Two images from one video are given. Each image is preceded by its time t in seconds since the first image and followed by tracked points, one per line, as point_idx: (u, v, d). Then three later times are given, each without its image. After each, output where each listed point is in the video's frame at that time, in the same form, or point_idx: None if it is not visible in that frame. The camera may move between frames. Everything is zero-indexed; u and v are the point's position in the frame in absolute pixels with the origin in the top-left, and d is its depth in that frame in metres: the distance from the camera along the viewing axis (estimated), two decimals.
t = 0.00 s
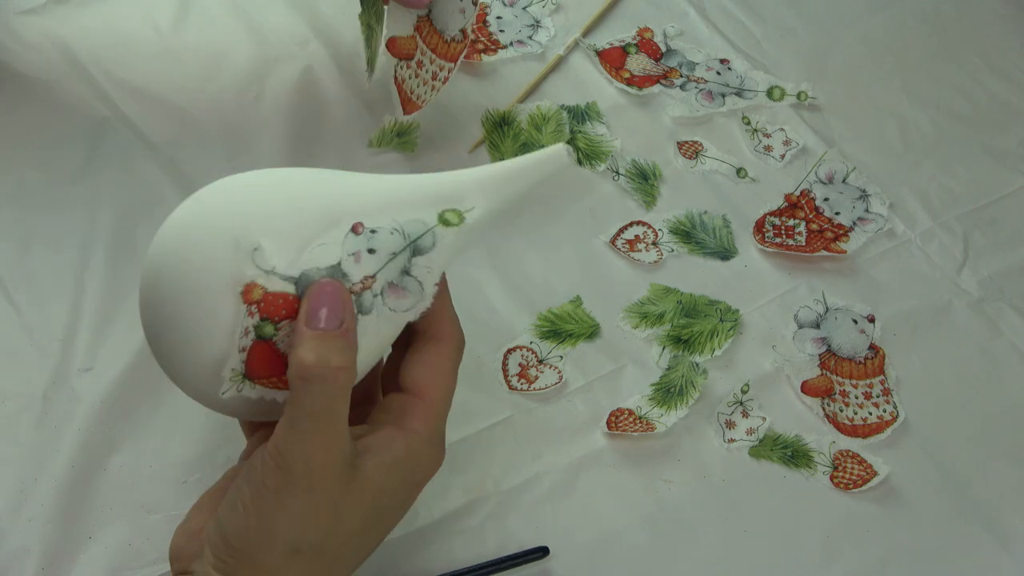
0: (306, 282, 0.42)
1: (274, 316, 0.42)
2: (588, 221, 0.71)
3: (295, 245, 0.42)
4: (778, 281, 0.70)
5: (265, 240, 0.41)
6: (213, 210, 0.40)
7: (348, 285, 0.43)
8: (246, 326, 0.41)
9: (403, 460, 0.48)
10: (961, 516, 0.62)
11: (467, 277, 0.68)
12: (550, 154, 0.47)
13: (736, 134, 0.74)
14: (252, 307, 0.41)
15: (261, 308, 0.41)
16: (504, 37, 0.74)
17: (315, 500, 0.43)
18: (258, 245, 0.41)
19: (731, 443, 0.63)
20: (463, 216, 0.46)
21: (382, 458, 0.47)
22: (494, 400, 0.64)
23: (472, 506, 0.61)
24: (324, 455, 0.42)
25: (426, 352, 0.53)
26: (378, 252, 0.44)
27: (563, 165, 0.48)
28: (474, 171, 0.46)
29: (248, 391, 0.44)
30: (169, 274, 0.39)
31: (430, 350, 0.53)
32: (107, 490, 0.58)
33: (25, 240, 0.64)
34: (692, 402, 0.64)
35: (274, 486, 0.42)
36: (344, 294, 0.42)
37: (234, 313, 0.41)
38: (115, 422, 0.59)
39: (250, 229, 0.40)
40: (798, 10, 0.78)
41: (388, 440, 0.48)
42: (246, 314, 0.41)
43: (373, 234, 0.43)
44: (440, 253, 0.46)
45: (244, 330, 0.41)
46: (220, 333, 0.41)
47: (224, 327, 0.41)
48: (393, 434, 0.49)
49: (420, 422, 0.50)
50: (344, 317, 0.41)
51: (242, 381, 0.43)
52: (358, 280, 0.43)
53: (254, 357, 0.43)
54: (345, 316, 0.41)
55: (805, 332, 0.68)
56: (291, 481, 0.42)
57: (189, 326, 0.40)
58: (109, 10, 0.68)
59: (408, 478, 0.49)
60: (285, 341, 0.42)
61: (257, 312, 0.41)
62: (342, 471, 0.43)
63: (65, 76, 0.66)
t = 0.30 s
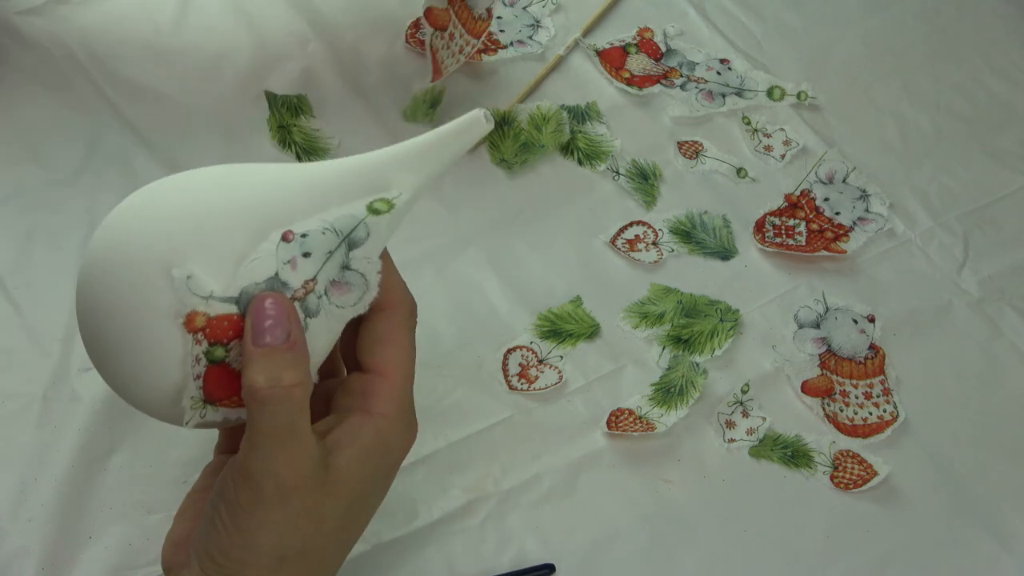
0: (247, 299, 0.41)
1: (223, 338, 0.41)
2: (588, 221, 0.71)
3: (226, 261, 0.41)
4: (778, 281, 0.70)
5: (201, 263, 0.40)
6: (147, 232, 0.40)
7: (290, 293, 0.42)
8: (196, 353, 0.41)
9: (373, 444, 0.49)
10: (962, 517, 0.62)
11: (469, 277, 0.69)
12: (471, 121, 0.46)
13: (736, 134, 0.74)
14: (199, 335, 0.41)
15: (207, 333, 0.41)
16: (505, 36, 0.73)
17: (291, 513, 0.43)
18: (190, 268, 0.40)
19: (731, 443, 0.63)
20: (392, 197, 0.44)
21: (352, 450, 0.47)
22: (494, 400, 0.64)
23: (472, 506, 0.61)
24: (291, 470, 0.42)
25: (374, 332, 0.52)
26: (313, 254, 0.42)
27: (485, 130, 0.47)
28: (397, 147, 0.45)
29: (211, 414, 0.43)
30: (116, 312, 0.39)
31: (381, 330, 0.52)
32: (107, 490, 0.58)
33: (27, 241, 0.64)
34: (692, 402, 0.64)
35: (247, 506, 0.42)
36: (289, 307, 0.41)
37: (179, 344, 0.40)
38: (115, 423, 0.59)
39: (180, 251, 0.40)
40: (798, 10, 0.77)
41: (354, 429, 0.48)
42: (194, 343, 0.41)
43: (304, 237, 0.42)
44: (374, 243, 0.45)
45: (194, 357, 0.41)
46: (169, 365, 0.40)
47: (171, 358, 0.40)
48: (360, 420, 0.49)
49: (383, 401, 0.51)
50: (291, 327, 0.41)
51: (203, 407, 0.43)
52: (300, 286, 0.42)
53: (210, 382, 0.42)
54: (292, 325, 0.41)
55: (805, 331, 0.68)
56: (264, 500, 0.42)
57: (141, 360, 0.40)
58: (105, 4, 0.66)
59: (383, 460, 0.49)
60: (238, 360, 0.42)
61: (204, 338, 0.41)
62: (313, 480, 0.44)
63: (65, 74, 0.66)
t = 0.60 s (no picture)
0: (207, 308, 0.40)
1: (188, 349, 0.40)
2: (588, 221, 0.71)
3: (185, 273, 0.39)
4: (778, 281, 0.70)
5: (158, 278, 0.39)
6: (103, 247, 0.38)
7: (251, 296, 0.41)
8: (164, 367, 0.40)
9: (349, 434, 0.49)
10: (961, 517, 0.62)
11: (469, 277, 0.69)
12: (410, 105, 0.42)
13: (736, 134, 0.74)
14: (164, 349, 0.40)
15: (173, 346, 0.40)
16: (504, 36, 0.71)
17: (275, 515, 0.44)
18: (147, 282, 0.39)
19: (731, 443, 0.63)
20: (343, 189, 0.43)
21: (329, 443, 0.47)
22: (494, 400, 0.64)
23: (473, 505, 0.61)
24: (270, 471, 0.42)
25: (341, 320, 0.52)
26: (270, 254, 0.41)
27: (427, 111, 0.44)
28: (339, 137, 0.42)
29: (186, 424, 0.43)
30: (81, 331, 0.39)
31: (347, 317, 0.52)
32: (107, 490, 0.58)
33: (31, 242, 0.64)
34: (692, 402, 0.64)
35: (229, 511, 0.42)
36: (252, 309, 0.40)
37: (145, 360, 0.40)
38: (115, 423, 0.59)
39: (138, 267, 0.38)
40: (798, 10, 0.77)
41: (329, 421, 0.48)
42: (159, 356, 0.40)
43: (259, 238, 0.40)
44: (331, 235, 0.43)
45: (162, 371, 0.40)
46: (137, 380, 0.40)
47: (139, 373, 0.40)
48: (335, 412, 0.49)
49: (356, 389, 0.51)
50: (255, 331, 0.39)
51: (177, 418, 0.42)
52: (260, 286, 0.41)
53: (179, 394, 0.41)
54: (258, 330, 0.40)
55: (805, 331, 0.68)
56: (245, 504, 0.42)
57: (110, 376, 0.39)
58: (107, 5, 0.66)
59: (360, 448, 0.49)
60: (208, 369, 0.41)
61: (169, 352, 0.40)
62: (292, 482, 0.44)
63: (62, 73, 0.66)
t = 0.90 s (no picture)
0: (118, 328, 0.41)
1: (108, 371, 0.42)
2: (588, 221, 0.71)
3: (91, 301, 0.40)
4: (778, 281, 0.70)
5: (67, 311, 0.40)
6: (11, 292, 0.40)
7: (157, 308, 0.41)
8: (87, 394, 0.42)
9: (298, 411, 0.48)
10: (962, 517, 0.62)
11: (469, 277, 0.69)
12: (266, 87, 0.39)
13: (736, 134, 0.75)
14: (85, 376, 0.41)
15: (93, 371, 0.41)
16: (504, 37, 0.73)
17: (238, 513, 0.44)
18: (58, 316, 0.40)
19: (731, 443, 0.63)
20: (222, 184, 0.42)
21: (277, 427, 0.47)
22: (493, 400, 0.64)
23: (472, 505, 0.61)
24: (222, 470, 0.42)
25: (269, 303, 0.51)
26: (167, 262, 0.41)
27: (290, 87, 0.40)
28: (207, 131, 0.41)
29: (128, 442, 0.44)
30: (5, 370, 0.40)
31: (275, 299, 0.51)
32: (106, 490, 0.58)
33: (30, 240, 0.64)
34: (691, 402, 0.64)
35: (193, 516, 0.43)
36: (162, 320, 0.41)
37: (68, 390, 0.41)
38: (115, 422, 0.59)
39: (46, 304, 0.40)
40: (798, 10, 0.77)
41: (276, 404, 0.48)
42: (84, 384, 0.42)
43: (152, 250, 0.41)
44: (225, 230, 0.43)
45: (89, 398, 0.42)
46: (66, 408, 0.42)
47: (64, 402, 0.41)
48: (280, 393, 0.48)
49: (297, 365, 0.50)
50: (172, 340, 0.40)
51: (115, 439, 0.44)
52: (165, 296, 0.41)
53: (112, 415, 0.43)
54: (173, 338, 0.40)
55: (805, 331, 0.68)
56: (205, 507, 0.43)
57: (40, 406, 0.41)
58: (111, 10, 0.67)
59: (312, 424, 0.49)
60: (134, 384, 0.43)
61: (91, 377, 0.42)
62: (247, 474, 0.44)
63: (67, 72, 0.67)
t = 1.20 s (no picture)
0: (259, 274, 0.44)
1: (231, 311, 0.44)
2: (588, 221, 0.71)
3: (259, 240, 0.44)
4: (778, 281, 0.70)
5: (221, 241, 0.43)
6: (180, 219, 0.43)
7: (303, 275, 0.45)
8: (205, 322, 0.43)
9: (376, 436, 0.50)
10: (962, 517, 0.62)
11: (469, 276, 0.69)
12: (489, 129, 0.51)
13: (736, 134, 0.75)
14: (211, 302, 0.43)
15: (218, 303, 0.43)
16: (504, 37, 0.72)
17: (288, 482, 0.45)
18: (209, 244, 0.43)
19: (731, 443, 0.63)
20: (409, 188, 0.49)
21: (355, 433, 0.49)
22: (494, 400, 0.64)
23: (472, 505, 0.61)
24: (293, 437, 0.43)
25: (400, 337, 0.56)
26: (328, 238, 0.46)
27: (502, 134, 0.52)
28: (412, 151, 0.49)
29: (213, 387, 0.45)
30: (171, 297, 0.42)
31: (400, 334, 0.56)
32: (108, 490, 0.58)
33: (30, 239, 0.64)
34: (692, 402, 0.64)
35: (246, 470, 0.44)
36: (301, 285, 0.44)
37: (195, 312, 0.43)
38: (116, 422, 0.59)
39: (207, 228, 0.43)
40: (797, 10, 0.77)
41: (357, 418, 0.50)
42: (205, 311, 0.43)
43: (321, 221, 0.46)
44: (386, 232, 0.48)
45: (204, 325, 0.43)
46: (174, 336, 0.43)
47: (188, 321, 0.43)
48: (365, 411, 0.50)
49: (391, 393, 0.52)
50: (301, 301, 0.43)
51: (206, 379, 0.45)
52: (312, 269, 0.46)
53: (216, 353, 0.44)
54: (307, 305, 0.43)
55: (805, 331, 0.68)
56: (262, 460, 0.43)
57: (147, 325, 0.42)
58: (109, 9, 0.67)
59: (386, 450, 0.50)
60: (245, 334, 0.44)
61: (213, 308, 0.43)
62: (313, 449, 0.45)
63: (64, 71, 0.66)
